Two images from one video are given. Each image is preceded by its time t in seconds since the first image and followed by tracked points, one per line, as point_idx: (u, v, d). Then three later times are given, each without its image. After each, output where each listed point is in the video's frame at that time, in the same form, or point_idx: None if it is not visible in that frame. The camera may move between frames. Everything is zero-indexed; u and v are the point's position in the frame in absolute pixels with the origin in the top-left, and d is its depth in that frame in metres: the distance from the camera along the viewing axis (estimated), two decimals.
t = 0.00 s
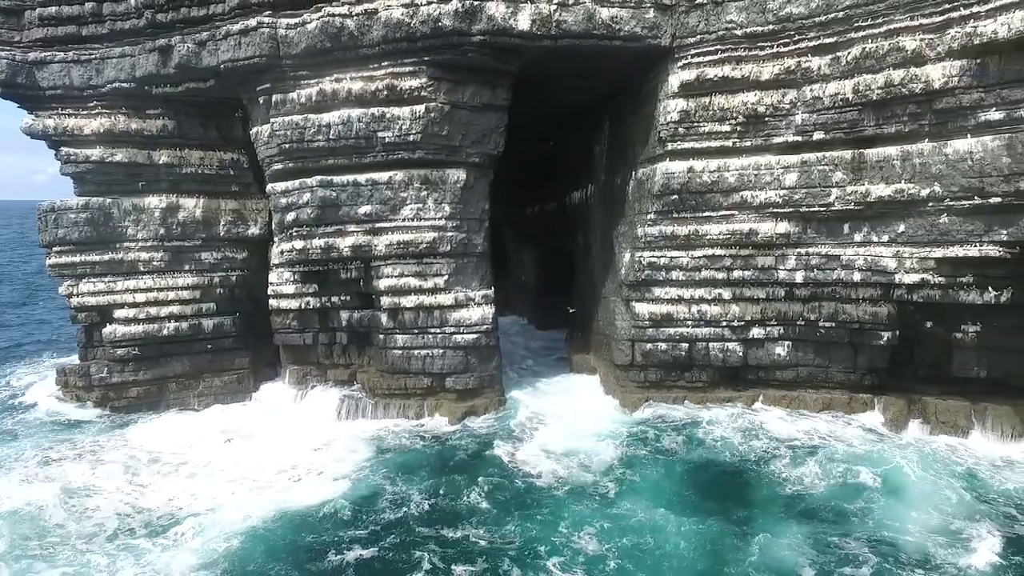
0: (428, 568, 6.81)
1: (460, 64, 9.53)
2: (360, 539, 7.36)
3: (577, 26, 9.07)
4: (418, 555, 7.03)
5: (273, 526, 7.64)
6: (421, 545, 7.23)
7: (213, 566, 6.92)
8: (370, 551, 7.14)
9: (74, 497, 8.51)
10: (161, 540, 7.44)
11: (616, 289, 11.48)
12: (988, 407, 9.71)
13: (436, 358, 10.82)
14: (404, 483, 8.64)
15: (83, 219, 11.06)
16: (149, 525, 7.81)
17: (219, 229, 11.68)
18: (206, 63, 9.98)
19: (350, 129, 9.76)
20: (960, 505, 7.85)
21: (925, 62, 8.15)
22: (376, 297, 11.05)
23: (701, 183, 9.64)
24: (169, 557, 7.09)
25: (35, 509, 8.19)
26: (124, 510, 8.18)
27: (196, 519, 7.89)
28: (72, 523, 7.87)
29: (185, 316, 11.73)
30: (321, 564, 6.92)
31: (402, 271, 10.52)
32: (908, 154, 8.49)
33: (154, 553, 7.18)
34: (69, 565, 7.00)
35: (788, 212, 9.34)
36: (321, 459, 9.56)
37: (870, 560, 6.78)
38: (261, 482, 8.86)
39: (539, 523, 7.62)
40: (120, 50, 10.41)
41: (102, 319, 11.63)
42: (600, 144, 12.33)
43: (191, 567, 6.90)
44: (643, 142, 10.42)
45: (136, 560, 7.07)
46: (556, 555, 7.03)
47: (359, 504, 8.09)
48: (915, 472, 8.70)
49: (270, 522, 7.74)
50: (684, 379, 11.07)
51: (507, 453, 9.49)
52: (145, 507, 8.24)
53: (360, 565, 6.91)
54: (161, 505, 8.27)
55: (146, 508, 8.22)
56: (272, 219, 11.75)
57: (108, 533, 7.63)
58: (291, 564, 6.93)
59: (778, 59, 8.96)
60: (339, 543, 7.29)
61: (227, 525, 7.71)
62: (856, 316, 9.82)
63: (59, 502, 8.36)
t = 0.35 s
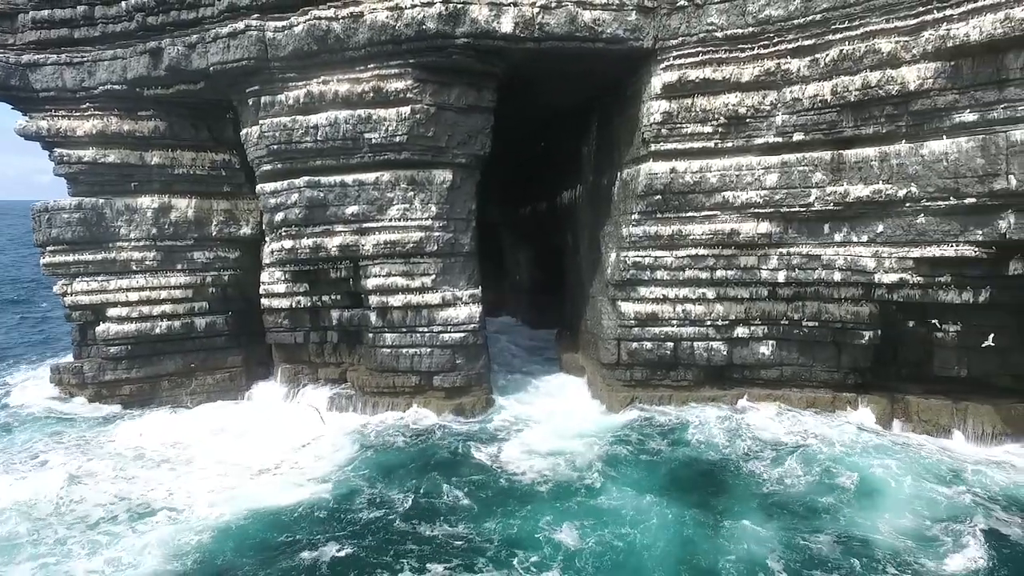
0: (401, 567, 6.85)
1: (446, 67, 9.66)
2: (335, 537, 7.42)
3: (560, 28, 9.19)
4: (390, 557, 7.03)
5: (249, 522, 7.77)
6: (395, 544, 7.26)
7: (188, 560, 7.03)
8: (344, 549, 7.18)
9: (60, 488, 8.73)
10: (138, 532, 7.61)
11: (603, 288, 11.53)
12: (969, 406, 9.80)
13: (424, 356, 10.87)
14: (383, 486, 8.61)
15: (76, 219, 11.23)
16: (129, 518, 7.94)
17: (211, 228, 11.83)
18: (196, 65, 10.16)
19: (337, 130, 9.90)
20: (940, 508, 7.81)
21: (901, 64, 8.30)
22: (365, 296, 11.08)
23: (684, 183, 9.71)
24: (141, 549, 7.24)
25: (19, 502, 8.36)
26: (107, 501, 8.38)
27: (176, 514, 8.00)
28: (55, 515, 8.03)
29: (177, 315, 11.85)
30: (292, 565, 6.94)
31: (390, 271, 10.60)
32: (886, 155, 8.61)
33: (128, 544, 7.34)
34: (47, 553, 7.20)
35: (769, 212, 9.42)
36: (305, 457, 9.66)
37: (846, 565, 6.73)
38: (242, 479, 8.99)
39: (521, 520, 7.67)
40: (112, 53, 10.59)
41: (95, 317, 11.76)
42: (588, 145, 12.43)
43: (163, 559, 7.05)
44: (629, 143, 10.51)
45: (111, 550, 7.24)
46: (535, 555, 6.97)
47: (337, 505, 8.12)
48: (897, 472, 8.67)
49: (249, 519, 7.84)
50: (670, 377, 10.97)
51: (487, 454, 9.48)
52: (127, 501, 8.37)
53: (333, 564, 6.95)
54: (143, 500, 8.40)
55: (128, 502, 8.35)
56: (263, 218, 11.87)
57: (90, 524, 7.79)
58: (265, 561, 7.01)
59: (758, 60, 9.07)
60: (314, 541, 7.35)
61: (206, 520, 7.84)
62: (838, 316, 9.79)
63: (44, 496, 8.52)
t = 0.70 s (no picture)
0: (377, 566, 6.89)
1: (434, 68, 9.79)
2: (314, 536, 7.47)
3: (545, 30, 9.29)
4: (365, 557, 7.05)
5: (230, 517, 7.90)
6: (373, 542, 7.31)
7: (171, 553, 7.14)
8: (318, 551, 7.15)
9: (51, 479, 8.92)
10: (124, 523, 7.76)
11: (592, 288, 11.59)
12: (954, 403, 9.89)
13: (414, 354, 10.94)
14: (363, 485, 8.67)
15: (71, 219, 11.39)
16: (118, 509, 8.10)
17: (205, 228, 11.99)
18: (188, 67, 10.32)
19: (326, 131, 10.03)
20: (920, 508, 7.83)
21: (880, 65, 8.40)
22: (356, 295, 11.18)
23: (669, 183, 9.78)
24: (124, 538, 7.42)
25: (12, 493, 8.54)
26: (97, 490, 8.61)
27: (165, 506, 8.17)
28: (46, 505, 8.21)
29: (172, 314, 11.98)
30: (263, 565, 6.94)
31: (379, 270, 10.69)
32: (868, 155, 8.69)
33: (112, 532, 7.54)
34: (33, 538, 7.43)
35: (753, 212, 9.50)
36: (293, 452, 9.77)
37: (826, 565, 6.75)
38: (229, 471, 9.17)
39: (502, 516, 7.78)
40: (106, 55, 10.77)
41: (91, 316, 11.91)
42: (579, 146, 12.52)
43: (145, 551, 7.16)
44: (616, 144, 10.60)
45: (96, 540, 7.39)
46: (518, 552, 7.04)
47: (318, 502, 8.21)
48: (879, 470, 8.73)
49: (234, 514, 7.95)
50: (658, 376, 10.92)
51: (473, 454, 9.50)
52: (117, 493, 8.53)
53: (305, 566, 6.94)
54: (132, 492, 8.56)
55: (118, 494, 8.51)
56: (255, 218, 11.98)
57: (77, 514, 7.96)
58: (245, 556, 7.09)
59: (741, 62, 9.18)
60: (287, 542, 7.35)
61: (191, 513, 7.98)
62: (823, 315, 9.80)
63: (36, 487, 8.69)
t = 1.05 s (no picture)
0: (355, 563, 6.95)
1: (423, 69, 9.91)
2: (297, 532, 7.55)
3: (533, 31, 9.39)
4: (344, 553, 7.12)
5: (215, 506, 8.13)
6: (353, 539, 7.38)
7: (156, 546, 7.25)
8: (300, 547, 7.22)
9: (45, 472, 9.09)
10: (113, 514, 7.92)
11: (582, 287, 11.67)
12: (938, 403, 9.97)
13: (405, 352, 11.02)
14: (344, 482, 8.75)
15: (67, 217, 11.55)
16: (108, 501, 8.25)
17: (200, 227, 12.15)
18: (182, 67, 10.46)
19: (318, 131, 10.15)
20: (901, 507, 7.86)
21: (863, 67, 8.50)
22: (348, 294, 11.28)
23: (657, 183, 9.84)
24: (113, 530, 7.57)
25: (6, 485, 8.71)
26: (89, 480, 8.86)
27: (154, 499, 8.32)
28: (38, 497, 8.38)
29: (167, 312, 12.10)
30: (236, 561, 7.00)
31: (371, 269, 10.79)
32: (851, 155, 8.77)
33: (102, 518, 7.84)
34: (26, 525, 7.70)
35: (739, 212, 9.57)
36: (283, 447, 9.89)
37: (802, 564, 6.79)
38: (219, 462, 9.42)
39: (482, 513, 7.86)
40: (102, 56, 10.93)
41: (87, 313, 12.06)
42: (571, 146, 12.62)
43: (132, 544, 7.30)
44: (605, 144, 10.68)
45: (86, 531, 7.55)
46: (499, 546, 7.17)
47: (305, 498, 8.31)
48: (859, 468, 8.81)
49: (222, 508, 8.07)
50: (648, 374, 10.92)
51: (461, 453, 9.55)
52: (108, 486, 8.69)
53: (281, 562, 7.00)
54: (122, 484, 8.72)
55: (109, 486, 8.66)
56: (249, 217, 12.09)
57: (68, 506, 8.12)
58: (228, 551, 7.17)
59: (727, 63, 9.28)
60: (266, 539, 7.40)
61: (180, 506, 8.12)
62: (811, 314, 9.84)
63: (29, 480, 8.87)
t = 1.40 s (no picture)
0: (330, 558, 7.03)
1: (412, 70, 10.01)
2: (280, 527, 7.63)
3: (520, 32, 9.49)
4: (320, 549, 7.18)
5: (202, 497, 8.30)
6: (329, 535, 7.46)
7: (142, 538, 7.36)
8: (281, 543, 7.29)
9: (37, 465, 9.24)
10: (101, 505, 8.06)
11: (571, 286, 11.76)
12: (924, 401, 10.11)
13: (395, 351, 11.10)
14: (329, 479, 8.82)
15: (62, 216, 11.67)
16: (97, 492, 8.39)
17: (194, 226, 12.29)
18: (174, 68, 10.58)
19: (308, 131, 10.26)
20: (879, 506, 7.93)
21: (844, 68, 8.63)
22: (339, 292, 11.38)
23: (643, 183, 9.92)
24: (100, 520, 7.70)
25: None
26: (81, 471, 9.01)
27: (141, 491, 8.44)
28: (28, 488, 8.53)
29: (161, 310, 12.23)
30: (212, 555, 7.10)
31: (361, 267, 10.89)
32: (833, 155, 8.87)
33: (91, 508, 7.98)
34: (16, 515, 7.84)
35: (724, 211, 9.64)
36: (271, 442, 10.00)
37: (776, 562, 6.84)
38: (208, 454, 9.58)
39: (463, 508, 7.97)
40: (95, 57, 11.07)
41: (82, 311, 12.18)
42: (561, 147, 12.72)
43: (118, 535, 7.40)
44: (593, 144, 10.78)
45: (73, 520, 7.68)
46: (476, 540, 7.29)
47: (291, 494, 8.40)
48: (839, 466, 8.88)
49: (209, 502, 8.17)
50: (636, 372, 10.95)
51: (448, 451, 9.62)
52: (97, 477, 8.83)
53: (259, 556, 7.07)
54: (112, 476, 8.86)
55: (99, 478, 8.81)
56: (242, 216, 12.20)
57: (58, 497, 8.27)
58: (210, 546, 7.26)
59: (712, 64, 9.39)
60: (248, 535, 7.47)
61: (166, 498, 8.24)
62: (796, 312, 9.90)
63: (22, 472, 9.03)
